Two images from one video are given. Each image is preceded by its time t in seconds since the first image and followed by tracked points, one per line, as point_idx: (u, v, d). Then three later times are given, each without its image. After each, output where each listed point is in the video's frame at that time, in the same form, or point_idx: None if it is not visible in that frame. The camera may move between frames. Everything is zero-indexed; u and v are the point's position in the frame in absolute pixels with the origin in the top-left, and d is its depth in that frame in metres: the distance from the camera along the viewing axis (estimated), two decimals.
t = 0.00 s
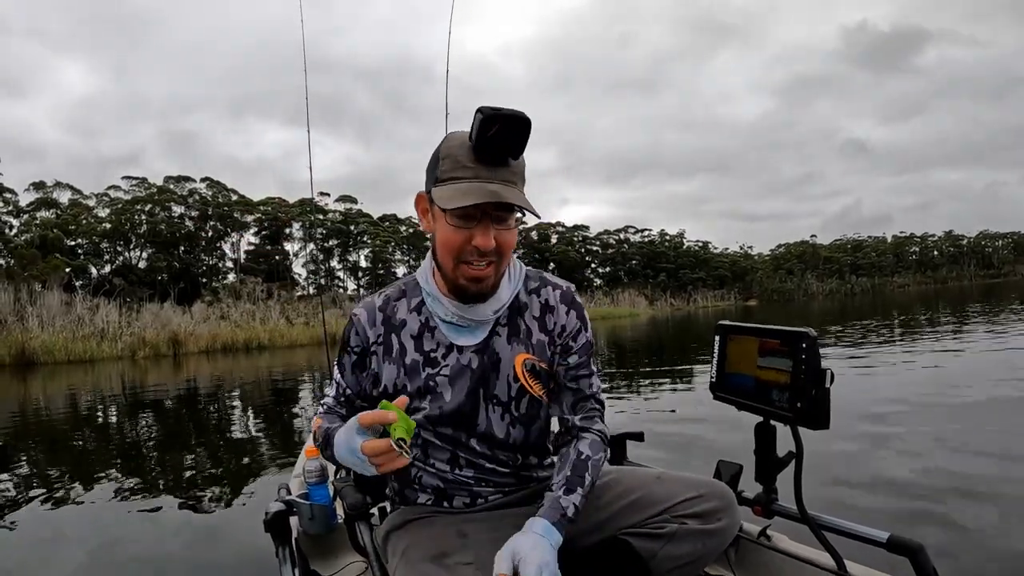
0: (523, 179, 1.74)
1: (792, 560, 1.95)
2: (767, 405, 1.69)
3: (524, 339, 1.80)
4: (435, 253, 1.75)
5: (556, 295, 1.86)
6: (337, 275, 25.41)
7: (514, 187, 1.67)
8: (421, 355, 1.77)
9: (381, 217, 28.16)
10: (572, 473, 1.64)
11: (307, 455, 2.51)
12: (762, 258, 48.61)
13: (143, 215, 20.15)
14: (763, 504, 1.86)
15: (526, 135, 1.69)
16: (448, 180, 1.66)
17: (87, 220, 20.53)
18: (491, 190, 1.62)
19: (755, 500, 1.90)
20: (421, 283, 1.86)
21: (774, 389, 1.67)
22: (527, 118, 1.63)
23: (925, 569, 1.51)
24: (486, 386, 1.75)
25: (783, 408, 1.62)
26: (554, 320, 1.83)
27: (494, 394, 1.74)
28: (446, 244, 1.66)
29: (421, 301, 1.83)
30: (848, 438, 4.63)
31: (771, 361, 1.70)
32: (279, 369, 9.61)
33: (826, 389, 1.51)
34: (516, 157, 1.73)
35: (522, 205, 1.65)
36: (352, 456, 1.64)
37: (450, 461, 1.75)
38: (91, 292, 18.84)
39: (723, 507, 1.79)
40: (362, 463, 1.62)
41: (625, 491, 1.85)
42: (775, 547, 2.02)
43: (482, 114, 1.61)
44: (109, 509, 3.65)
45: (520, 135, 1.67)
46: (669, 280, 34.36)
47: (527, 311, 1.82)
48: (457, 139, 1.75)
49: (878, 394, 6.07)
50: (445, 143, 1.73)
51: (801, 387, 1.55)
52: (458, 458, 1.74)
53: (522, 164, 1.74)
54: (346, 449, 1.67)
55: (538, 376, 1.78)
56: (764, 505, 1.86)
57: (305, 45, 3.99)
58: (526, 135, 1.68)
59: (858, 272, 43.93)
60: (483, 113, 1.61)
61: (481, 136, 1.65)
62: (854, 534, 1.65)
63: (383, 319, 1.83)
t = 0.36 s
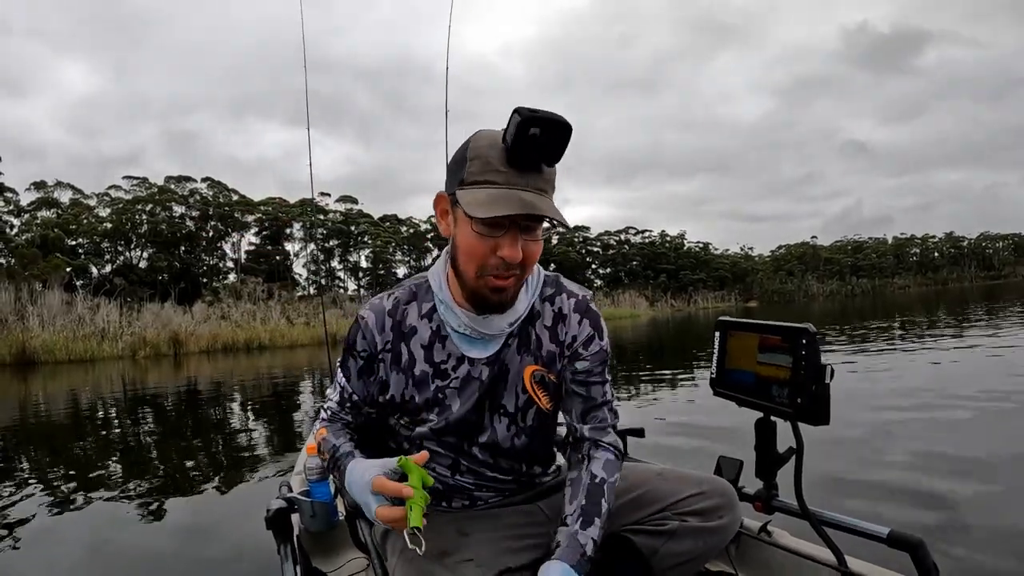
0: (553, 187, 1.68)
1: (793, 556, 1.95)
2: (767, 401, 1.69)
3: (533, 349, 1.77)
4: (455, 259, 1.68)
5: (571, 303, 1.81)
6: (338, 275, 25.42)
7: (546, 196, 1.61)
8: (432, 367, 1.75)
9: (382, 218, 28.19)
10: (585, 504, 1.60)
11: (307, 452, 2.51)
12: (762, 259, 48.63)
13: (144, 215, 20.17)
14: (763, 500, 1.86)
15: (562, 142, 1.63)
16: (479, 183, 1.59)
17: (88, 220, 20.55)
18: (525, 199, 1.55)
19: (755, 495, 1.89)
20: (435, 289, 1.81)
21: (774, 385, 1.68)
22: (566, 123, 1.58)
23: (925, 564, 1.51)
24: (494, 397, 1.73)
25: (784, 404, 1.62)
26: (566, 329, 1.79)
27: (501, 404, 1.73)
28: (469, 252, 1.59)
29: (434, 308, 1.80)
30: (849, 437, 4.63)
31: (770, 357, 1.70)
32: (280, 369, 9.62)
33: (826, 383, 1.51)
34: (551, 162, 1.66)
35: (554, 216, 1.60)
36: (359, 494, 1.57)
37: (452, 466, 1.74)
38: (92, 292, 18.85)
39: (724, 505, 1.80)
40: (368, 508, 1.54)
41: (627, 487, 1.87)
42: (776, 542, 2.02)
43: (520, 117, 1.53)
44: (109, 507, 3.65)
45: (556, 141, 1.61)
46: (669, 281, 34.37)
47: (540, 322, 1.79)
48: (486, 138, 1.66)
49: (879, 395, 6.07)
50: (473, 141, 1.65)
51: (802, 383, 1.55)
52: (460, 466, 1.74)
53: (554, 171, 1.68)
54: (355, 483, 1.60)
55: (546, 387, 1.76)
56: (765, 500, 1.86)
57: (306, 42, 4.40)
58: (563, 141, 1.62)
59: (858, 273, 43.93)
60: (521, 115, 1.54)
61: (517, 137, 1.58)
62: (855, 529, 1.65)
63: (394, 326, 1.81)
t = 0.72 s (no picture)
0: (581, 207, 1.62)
1: (794, 556, 1.95)
2: (769, 399, 1.69)
3: (538, 373, 1.76)
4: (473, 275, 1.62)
5: (585, 329, 1.79)
6: (338, 275, 25.43)
7: (576, 216, 1.55)
8: (433, 381, 1.74)
9: (383, 218, 28.22)
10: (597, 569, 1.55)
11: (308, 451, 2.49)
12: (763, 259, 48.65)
13: (145, 215, 20.19)
14: (764, 500, 1.86)
15: (596, 161, 1.57)
16: (506, 197, 1.52)
17: (89, 219, 20.55)
18: (555, 220, 1.48)
19: (756, 495, 1.89)
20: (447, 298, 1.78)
21: (775, 383, 1.68)
22: (605, 141, 1.52)
23: (927, 565, 1.51)
24: (498, 417, 1.73)
25: (785, 402, 1.62)
26: (575, 356, 1.77)
27: (503, 424, 1.73)
28: (491, 272, 1.51)
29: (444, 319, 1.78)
30: (849, 438, 4.63)
31: (770, 356, 1.70)
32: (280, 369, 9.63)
33: (828, 383, 1.51)
34: (583, 181, 1.60)
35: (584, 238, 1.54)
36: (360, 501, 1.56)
37: (449, 475, 1.74)
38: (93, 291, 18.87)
39: (727, 509, 1.79)
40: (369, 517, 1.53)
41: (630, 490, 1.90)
42: (777, 541, 2.02)
43: (558, 130, 1.46)
44: (109, 507, 3.65)
45: (591, 160, 1.55)
46: (670, 282, 34.40)
47: (549, 347, 1.77)
48: (516, 148, 1.58)
49: (879, 396, 6.08)
50: (503, 150, 1.57)
51: (803, 382, 1.55)
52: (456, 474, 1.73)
53: (584, 190, 1.61)
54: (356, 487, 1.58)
55: (548, 412, 1.72)
56: (766, 500, 1.86)
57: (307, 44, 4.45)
58: (597, 161, 1.57)
59: (859, 274, 43.95)
60: (558, 129, 1.46)
61: (551, 152, 1.51)
62: (856, 529, 1.65)
63: (400, 333, 1.80)
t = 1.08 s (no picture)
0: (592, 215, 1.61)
1: (795, 552, 1.95)
2: (768, 397, 1.69)
3: (542, 377, 1.77)
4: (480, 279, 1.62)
5: (590, 333, 1.78)
6: (338, 275, 25.45)
7: (588, 226, 1.54)
8: (441, 383, 1.75)
9: (383, 219, 28.23)
10: (570, 562, 1.53)
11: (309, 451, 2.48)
12: (763, 260, 48.66)
13: (146, 215, 20.20)
14: (765, 497, 1.86)
15: (609, 172, 1.56)
16: (516, 206, 1.51)
17: (89, 219, 20.54)
18: (566, 230, 1.48)
19: (757, 492, 1.89)
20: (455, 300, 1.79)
21: (775, 380, 1.68)
22: (619, 154, 1.51)
23: (928, 562, 1.51)
24: (501, 421, 1.74)
25: (786, 399, 1.62)
26: (577, 360, 1.77)
27: (506, 428, 1.74)
28: (500, 279, 1.51)
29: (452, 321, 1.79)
30: (849, 437, 4.65)
31: (771, 354, 1.70)
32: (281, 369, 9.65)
33: (829, 379, 1.51)
34: (595, 190, 1.59)
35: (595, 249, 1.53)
36: (369, 502, 1.50)
37: (451, 474, 1.77)
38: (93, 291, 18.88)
39: (726, 502, 1.79)
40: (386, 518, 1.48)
41: (630, 484, 1.93)
42: (778, 539, 2.02)
43: (571, 141, 1.44)
44: (111, 507, 3.66)
45: (603, 171, 1.54)
46: (670, 282, 34.41)
47: (553, 350, 1.78)
48: (528, 155, 1.57)
49: (879, 395, 6.10)
50: (514, 157, 1.56)
51: (804, 379, 1.55)
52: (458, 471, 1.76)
53: (595, 199, 1.61)
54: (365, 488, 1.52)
55: (550, 418, 1.73)
56: (766, 497, 1.86)
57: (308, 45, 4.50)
58: (609, 172, 1.55)
59: (859, 274, 43.96)
60: (572, 140, 1.44)
61: (563, 163, 1.48)
62: (857, 525, 1.65)
63: (411, 333, 1.80)
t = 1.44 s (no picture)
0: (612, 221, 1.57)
1: (796, 557, 1.95)
2: (769, 401, 1.70)
3: (560, 384, 1.76)
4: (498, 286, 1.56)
5: (608, 339, 1.78)
6: (338, 276, 25.46)
7: (607, 233, 1.51)
8: (465, 390, 1.67)
9: (383, 219, 28.25)
10: (589, 568, 1.56)
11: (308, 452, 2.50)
12: (763, 260, 48.69)
13: (146, 215, 20.21)
14: (765, 501, 1.86)
15: (629, 176, 1.51)
16: (535, 213, 1.46)
17: (89, 219, 20.54)
18: (588, 238, 1.44)
19: (757, 497, 1.89)
20: (471, 304, 1.69)
21: (777, 385, 1.68)
22: (638, 158, 1.47)
23: (928, 567, 1.51)
24: (518, 428, 1.72)
25: (786, 404, 1.62)
26: (596, 366, 1.78)
27: (523, 435, 1.73)
28: (518, 287, 1.48)
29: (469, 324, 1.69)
30: (849, 438, 4.66)
31: (772, 358, 1.70)
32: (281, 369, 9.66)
33: (830, 384, 1.51)
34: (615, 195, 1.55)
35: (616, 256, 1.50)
36: None
37: (459, 482, 1.74)
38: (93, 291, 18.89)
39: (728, 511, 1.78)
40: None
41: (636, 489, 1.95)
42: (778, 543, 2.02)
43: (591, 146, 1.40)
44: (111, 506, 3.66)
45: (624, 175, 1.50)
46: (670, 282, 34.43)
47: (571, 357, 1.77)
48: (546, 161, 1.52)
49: (880, 395, 6.11)
50: (531, 163, 1.51)
51: (805, 383, 1.55)
52: (468, 480, 1.74)
53: (615, 204, 1.56)
54: None
55: (567, 425, 1.76)
56: (766, 502, 1.86)
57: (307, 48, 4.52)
58: (629, 176, 1.51)
59: (859, 274, 43.98)
60: (592, 146, 1.40)
61: (582, 168, 1.44)
62: (857, 530, 1.65)
63: (441, 336, 1.66)
